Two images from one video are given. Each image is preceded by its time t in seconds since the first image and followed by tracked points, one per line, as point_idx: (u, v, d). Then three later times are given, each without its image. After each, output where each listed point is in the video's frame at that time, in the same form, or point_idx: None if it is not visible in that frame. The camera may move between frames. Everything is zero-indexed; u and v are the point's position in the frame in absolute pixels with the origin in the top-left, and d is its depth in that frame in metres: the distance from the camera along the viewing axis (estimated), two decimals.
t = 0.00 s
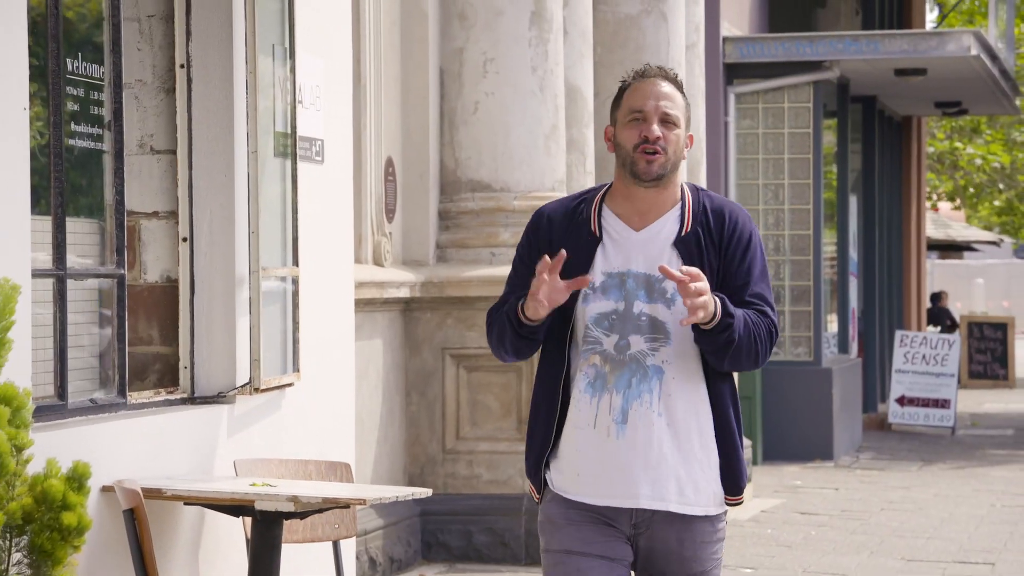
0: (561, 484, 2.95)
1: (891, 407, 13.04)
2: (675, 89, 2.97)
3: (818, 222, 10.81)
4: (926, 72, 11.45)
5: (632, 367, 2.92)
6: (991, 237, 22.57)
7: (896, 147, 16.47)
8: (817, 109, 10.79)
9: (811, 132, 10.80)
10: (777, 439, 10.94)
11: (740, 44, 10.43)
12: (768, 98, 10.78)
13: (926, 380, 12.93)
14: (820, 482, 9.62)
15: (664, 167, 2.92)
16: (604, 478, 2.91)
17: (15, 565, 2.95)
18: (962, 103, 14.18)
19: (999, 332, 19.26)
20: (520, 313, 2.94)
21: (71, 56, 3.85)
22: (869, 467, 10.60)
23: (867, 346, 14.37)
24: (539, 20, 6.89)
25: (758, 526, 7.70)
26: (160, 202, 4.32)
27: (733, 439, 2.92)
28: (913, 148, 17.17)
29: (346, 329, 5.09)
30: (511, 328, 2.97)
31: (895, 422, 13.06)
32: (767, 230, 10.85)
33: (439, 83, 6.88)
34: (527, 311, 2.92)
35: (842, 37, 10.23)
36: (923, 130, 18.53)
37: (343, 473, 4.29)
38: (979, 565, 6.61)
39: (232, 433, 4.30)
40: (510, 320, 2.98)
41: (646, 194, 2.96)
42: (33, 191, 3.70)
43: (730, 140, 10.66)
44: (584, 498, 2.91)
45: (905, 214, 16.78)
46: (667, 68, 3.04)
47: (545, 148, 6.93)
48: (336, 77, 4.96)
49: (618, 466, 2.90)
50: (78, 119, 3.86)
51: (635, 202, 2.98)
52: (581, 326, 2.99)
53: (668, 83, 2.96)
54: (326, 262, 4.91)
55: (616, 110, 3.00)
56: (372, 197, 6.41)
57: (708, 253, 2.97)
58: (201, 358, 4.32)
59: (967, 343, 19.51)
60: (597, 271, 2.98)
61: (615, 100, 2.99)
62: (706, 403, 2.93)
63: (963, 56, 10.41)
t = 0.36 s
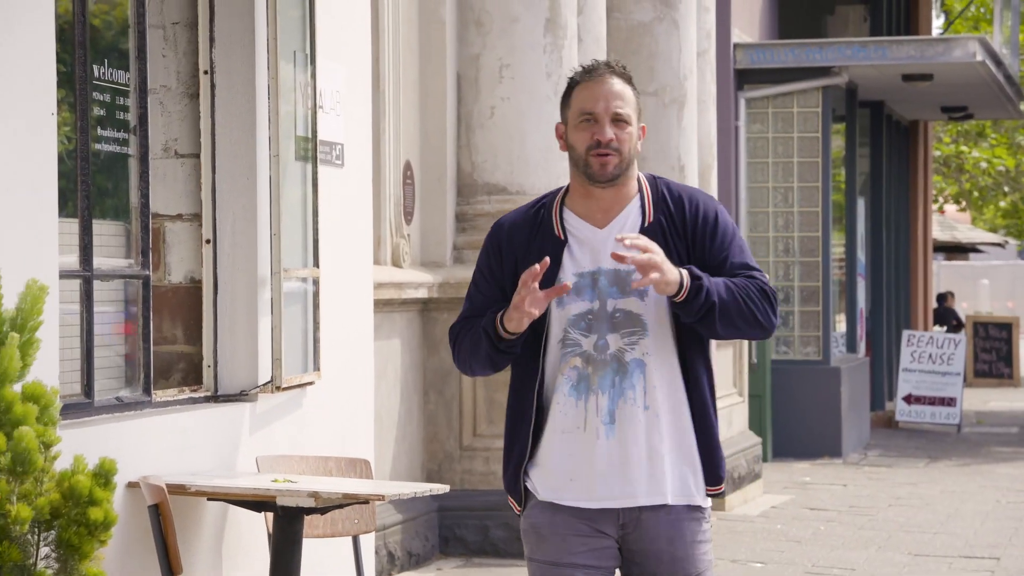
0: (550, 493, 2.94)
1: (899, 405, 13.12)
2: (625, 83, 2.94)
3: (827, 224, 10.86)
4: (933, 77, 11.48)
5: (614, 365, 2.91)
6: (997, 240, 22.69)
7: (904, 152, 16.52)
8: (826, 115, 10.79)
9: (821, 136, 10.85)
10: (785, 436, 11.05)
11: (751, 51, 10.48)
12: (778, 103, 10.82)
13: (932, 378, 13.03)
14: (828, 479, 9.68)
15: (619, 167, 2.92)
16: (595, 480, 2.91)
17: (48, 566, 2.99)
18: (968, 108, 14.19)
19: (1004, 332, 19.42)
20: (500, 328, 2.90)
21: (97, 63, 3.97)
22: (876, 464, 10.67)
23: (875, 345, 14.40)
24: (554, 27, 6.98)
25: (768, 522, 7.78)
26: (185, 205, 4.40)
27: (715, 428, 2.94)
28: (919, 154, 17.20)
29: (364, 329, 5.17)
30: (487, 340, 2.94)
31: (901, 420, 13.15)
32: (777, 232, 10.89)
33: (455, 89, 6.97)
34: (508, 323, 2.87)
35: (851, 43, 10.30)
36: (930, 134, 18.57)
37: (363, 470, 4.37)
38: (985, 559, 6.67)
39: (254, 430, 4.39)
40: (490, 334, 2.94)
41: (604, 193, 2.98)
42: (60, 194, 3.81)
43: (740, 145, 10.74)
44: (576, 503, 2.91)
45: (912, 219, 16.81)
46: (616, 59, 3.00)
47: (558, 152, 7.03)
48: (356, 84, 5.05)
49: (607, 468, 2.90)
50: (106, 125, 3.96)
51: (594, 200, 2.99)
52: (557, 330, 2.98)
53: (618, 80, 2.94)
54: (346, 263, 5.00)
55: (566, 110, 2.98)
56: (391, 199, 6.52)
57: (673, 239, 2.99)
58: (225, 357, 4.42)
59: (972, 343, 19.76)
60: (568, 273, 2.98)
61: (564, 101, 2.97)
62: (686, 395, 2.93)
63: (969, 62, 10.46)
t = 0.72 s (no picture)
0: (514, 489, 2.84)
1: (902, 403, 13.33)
2: (609, 78, 2.82)
3: (832, 227, 10.94)
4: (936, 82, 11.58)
5: (579, 361, 2.79)
6: (998, 242, 22.84)
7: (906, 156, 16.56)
8: (832, 120, 10.92)
9: (827, 140, 10.94)
10: (792, 434, 11.18)
11: (758, 58, 10.63)
12: (784, 109, 10.94)
13: (935, 377, 13.20)
14: (834, 475, 9.76)
15: (598, 163, 2.79)
16: (560, 479, 2.77)
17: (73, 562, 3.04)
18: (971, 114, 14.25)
19: (1006, 332, 19.47)
20: (486, 343, 2.86)
21: (121, 69, 4.10)
22: (881, 461, 10.75)
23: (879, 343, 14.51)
24: (566, 35, 7.07)
25: (775, 518, 7.86)
26: (205, 208, 4.49)
27: (685, 427, 2.77)
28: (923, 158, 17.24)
29: (381, 328, 5.26)
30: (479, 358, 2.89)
31: (906, 418, 13.35)
32: (784, 235, 10.96)
33: (469, 94, 7.06)
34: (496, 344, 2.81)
35: (856, 50, 10.39)
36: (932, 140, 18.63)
37: (379, 466, 4.46)
38: (987, 555, 6.73)
39: (273, 428, 4.48)
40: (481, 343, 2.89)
41: (581, 189, 2.83)
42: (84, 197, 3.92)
43: (748, 148, 10.82)
44: (538, 499, 2.79)
45: (913, 224, 16.84)
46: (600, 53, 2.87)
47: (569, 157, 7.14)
48: (373, 89, 5.15)
49: (570, 465, 2.77)
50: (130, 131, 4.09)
51: (573, 193, 2.84)
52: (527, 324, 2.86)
53: (601, 74, 2.81)
54: (362, 265, 5.08)
55: (548, 103, 2.85)
56: (406, 202, 6.61)
57: (654, 238, 2.82)
58: (245, 357, 4.52)
59: (975, 343, 19.83)
60: (540, 268, 2.86)
61: (546, 94, 2.84)
62: (657, 391, 2.79)
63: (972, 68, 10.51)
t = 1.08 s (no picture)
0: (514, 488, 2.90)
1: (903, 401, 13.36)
2: (621, 82, 2.92)
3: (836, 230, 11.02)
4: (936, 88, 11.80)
5: (578, 370, 2.82)
6: (996, 244, 22.90)
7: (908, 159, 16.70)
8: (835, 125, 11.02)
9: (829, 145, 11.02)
10: (797, 432, 11.23)
11: (763, 64, 10.70)
12: (788, 114, 11.06)
13: (935, 375, 13.29)
14: (836, 471, 9.83)
15: (615, 160, 2.84)
16: (554, 486, 2.83)
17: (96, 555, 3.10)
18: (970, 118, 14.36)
19: (1005, 331, 19.65)
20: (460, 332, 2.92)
21: (142, 75, 4.23)
22: (882, 458, 10.87)
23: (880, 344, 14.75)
24: (575, 41, 7.16)
25: (780, 512, 7.95)
26: (224, 210, 4.63)
27: (682, 446, 2.78)
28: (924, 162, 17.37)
29: (395, 327, 5.37)
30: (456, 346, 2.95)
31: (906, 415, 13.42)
32: (787, 237, 11.07)
33: (481, 100, 7.16)
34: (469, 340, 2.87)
35: (858, 56, 10.58)
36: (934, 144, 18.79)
37: (394, 462, 4.56)
38: (986, 548, 6.81)
39: (291, 424, 4.59)
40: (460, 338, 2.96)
41: (599, 193, 2.87)
42: (107, 201, 4.05)
43: (752, 153, 10.95)
44: (534, 500, 2.85)
45: (916, 227, 16.99)
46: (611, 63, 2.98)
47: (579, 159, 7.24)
48: (387, 93, 5.25)
49: (565, 473, 2.82)
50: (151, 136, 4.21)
51: (587, 198, 2.89)
52: (534, 329, 2.89)
53: (612, 76, 2.91)
54: (377, 267, 5.19)
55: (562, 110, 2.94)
56: (419, 204, 6.71)
57: (665, 249, 2.85)
58: (262, 356, 4.63)
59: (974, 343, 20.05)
60: (551, 275, 2.89)
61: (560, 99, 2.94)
62: (657, 408, 2.79)
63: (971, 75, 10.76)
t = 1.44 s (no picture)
0: (535, 491, 2.80)
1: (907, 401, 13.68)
2: (654, 81, 2.78)
3: (842, 233, 11.40)
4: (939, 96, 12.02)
5: (608, 367, 2.75)
6: (999, 247, 23.05)
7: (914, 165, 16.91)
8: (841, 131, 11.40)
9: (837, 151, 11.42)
10: (805, 431, 11.60)
11: (771, 72, 11.23)
12: (795, 121, 11.49)
13: (939, 375, 13.53)
14: (843, 468, 9.93)
15: (643, 160, 2.73)
16: (583, 486, 2.73)
17: (122, 548, 3.14)
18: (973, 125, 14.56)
19: (1007, 332, 20.26)
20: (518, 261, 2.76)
21: (168, 83, 4.39)
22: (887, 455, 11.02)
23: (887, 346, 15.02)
24: (589, 51, 7.27)
25: (787, 508, 8.04)
26: (247, 215, 4.75)
27: (711, 445, 2.73)
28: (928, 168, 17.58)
29: (413, 327, 5.47)
30: (505, 279, 2.79)
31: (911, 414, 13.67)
32: (795, 240, 11.48)
33: (496, 107, 7.27)
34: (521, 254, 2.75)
35: (864, 65, 10.99)
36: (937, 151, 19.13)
37: (412, 460, 4.67)
38: (989, 544, 6.90)
39: (312, 423, 4.71)
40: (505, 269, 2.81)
41: (624, 192, 2.79)
42: (133, 205, 4.19)
43: (760, 158, 11.37)
44: (558, 504, 2.75)
45: (922, 233, 17.21)
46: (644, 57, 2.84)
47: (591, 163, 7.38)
48: (405, 101, 5.38)
49: (594, 474, 2.73)
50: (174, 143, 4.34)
51: (615, 195, 2.82)
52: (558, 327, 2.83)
53: (646, 75, 2.77)
54: (396, 268, 5.31)
55: (594, 103, 2.81)
56: (437, 208, 6.83)
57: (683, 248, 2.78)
58: (284, 356, 4.75)
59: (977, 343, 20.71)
60: (575, 269, 2.83)
61: (592, 93, 2.81)
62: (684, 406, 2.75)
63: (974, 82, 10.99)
